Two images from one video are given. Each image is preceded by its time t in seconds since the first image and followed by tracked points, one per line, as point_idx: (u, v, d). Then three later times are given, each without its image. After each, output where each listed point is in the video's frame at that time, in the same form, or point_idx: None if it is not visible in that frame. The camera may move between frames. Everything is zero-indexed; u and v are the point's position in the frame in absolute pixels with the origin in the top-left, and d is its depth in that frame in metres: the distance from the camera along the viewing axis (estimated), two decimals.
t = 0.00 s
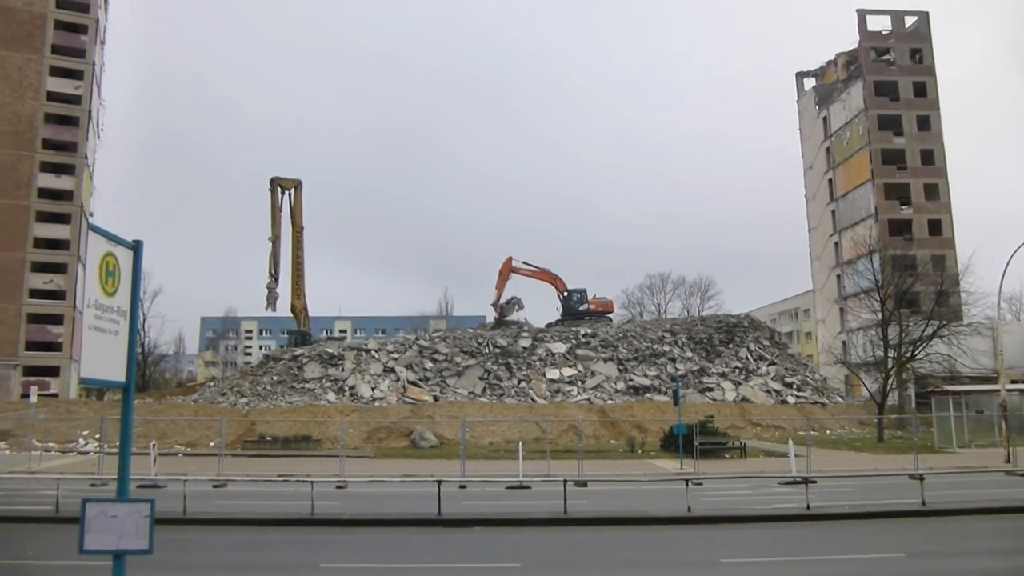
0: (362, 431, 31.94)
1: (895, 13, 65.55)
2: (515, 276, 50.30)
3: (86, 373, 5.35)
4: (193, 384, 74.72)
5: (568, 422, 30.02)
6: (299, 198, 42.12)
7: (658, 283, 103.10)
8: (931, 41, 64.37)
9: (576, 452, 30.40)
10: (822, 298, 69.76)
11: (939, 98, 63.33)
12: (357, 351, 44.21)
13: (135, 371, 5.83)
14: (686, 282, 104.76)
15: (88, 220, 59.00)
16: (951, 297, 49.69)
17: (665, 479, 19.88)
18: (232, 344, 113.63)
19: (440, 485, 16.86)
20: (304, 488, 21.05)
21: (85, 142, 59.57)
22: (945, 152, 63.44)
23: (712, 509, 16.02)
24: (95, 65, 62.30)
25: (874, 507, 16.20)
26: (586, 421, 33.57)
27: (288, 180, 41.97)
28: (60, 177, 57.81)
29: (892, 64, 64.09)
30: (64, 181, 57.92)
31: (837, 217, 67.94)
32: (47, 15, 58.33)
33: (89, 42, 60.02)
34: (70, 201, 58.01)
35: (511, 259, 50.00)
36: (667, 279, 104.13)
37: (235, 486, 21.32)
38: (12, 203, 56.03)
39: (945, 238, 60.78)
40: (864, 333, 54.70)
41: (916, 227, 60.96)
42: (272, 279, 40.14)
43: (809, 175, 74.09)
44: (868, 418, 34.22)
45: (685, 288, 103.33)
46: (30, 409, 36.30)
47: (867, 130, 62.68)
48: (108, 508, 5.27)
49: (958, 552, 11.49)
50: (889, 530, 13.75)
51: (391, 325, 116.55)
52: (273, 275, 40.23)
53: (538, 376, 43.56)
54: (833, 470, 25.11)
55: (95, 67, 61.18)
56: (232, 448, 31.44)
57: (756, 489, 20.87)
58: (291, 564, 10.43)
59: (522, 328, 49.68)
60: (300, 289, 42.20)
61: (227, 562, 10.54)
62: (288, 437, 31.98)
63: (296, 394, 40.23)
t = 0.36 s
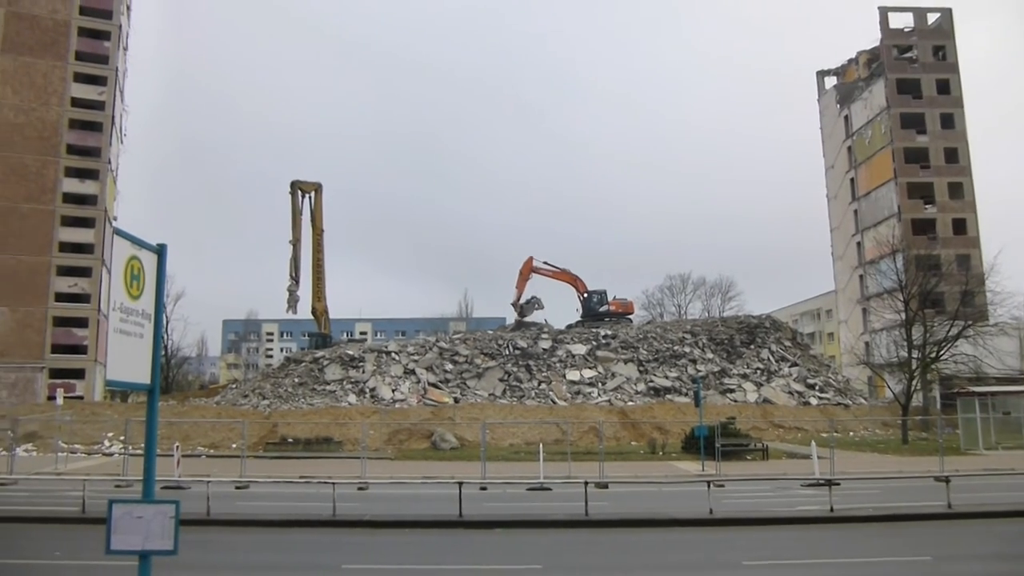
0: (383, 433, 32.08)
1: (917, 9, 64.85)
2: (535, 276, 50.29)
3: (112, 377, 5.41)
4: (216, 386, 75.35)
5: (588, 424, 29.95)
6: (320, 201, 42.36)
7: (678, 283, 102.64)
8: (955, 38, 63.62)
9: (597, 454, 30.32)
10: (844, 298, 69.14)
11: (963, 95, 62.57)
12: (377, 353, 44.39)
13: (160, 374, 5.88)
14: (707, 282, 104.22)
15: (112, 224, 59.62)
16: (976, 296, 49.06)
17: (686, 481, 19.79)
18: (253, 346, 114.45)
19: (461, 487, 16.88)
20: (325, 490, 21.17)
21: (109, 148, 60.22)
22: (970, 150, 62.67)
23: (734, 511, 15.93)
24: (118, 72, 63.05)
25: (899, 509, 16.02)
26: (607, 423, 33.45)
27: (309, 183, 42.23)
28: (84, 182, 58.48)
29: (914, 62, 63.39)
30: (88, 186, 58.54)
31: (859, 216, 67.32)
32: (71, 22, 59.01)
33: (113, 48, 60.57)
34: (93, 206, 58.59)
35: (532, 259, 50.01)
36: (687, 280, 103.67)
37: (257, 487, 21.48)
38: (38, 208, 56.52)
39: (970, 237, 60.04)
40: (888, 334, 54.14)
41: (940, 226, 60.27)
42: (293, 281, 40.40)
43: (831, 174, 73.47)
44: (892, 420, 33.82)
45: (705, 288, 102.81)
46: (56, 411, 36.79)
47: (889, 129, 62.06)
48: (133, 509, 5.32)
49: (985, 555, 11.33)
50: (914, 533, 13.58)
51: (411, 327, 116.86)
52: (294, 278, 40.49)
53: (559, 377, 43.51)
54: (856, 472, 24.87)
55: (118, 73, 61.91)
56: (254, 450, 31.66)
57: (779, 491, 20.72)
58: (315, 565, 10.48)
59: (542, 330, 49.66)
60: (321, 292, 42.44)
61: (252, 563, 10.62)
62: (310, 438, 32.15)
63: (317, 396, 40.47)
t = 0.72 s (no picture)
0: (406, 435, 32.25)
1: (943, 5, 64.04)
2: (558, 276, 50.24)
3: (139, 379, 5.47)
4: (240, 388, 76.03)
5: (611, 425, 29.92)
6: (342, 203, 42.62)
7: (701, 284, 102.05)
8: (981, 34, 62.74)
9: (620, 455, 30.24)
10: (870, 298, 68.41)
11: (989, 92, 61.71)
12: (400, 355, 44.54)
13: (186, 375, 5.95)
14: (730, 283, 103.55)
15: (137, 228, 60.47)
16: (1004, 296, 48.36)
17: (710, 483, 19.73)
18: (277, 349, 115.37)
19: (484, 488, 16.91)
20: (348, 491, 21.28)
21: (134, 152, 61.11)
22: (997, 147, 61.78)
23: (759, 514, 15.80)
24: (144, 77, 63.83)
25: (927, 512, 15.84)
26: (630, 425, 33.37)
27: (331, 186, 42.49)
28: (111, 186, 59.42)
29: (940, 58, 62.62)
30: (115, 190, 59.58)
31: (884, 215, 66.63)
32: (98, 28, 59.54)
33: (138, 54, 61.58)
34: (120, 210, 59.47)
35: (554, 260, 50.00)
36: (710, 280, 103.11)
37: (281, 489, 21.66)
38: (65, 213, 56.89)
39: (998, 236, 59.20)
40: (914, 334, 53.50)
41: (967, 224, 59.49)
42: (316, 283, 40.66)
43: (855, 173, 72.83)
44: (919, 422, 33.40)
45: (728, 289, 102.16)
46: (84, 413, 37.31)
47: (914, 127, 61.39)
48: (160, 509, 5.37)
49: (1014, 559, 11.13)
50: (944, 536, 13.40)
51: (433, 328, 117.17)
52: (317, 280, 40.76)
53: (581, 378, 43.47)
54: (883, 474, 24.63)
55: (143, 79, 62.67)
56: (278, 451, 31.90)
57: (804, 494, 20.55)
58: (338, 566, 10.54)
59: (564, 331, 49.65)
60: (344, 294, 42.66)
61: (275, 564, 10.69)
62: (333, 440, 32.35)
63: (340, 398, 40.68)
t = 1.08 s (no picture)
0: (424, 437, 32.34)
1: (963, 2, 63.39)
2: (576, 276, 50.21)
3: (161, 383, 5.53)
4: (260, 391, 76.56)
5: (629, 427, 29.87)
6: (360, 206, 42.81)
7: (719, 285, 101.51)
8: (1003, 31, 62.02)
9: (639, 457, 30.11)
10: (890, 299, 67.79)
11: (1012, 89, 60.97)
12: (418, 357, 44.65)
13: (208, 378, 5.98)
14: (748, 284, 102.96)
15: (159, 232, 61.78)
16: None
17: (730, 486, 19.64)
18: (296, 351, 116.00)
19: (503, 490, 16.92)
20: (367, 493, 21.37)
21: (155, 157, 62.06)
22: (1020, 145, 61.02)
23: (780, 516, 15.68)
24: (164, 82, 64.54)
25: (952, 515, 15.67)
26: (648, 426, 33.28)
27: (349, 189, 42.70)
28: (131, 191, 60.51)
29: (961, 56, 61.96)
30: (136, 195, 60.64)
31: (904, 214, 66.03)
32: (118, 35, 60.18)
33: (158, 61, 62.52)
34: (141, 214, 60.74)
35: (572, 260, 49.99)
36: (728, 281, 102.59)
37: (301, 490, 21.78)
38: (87, 217, 57.43)
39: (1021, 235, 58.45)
40: (937, 335, 52.88)
41: (990, 223, 58.80)
42: (335, 286, 40.85)
43: (874, 172, 72.30)
44: (942, 423, 33.02)
45: (747, 290, 101.58)
46: (106, 415, 37.64)
47: (935, 125, 60.82)
48: (184, 511, 5.42)
49: None
50: (969, 539, 13.25)
51: (451, 331, 117.35)
52: (336, 283, 40.96)
53: (599, 380, 43.40)
54: (905, 476, 24.41)
55: (163, 84, 63.34)
56: (298, 453, 32.06)
57: (825, 496, 20.40)
58: (359, 568, 10.56)
59: (582, 333, 49.59)
60: (362, 296, 42.84)
61: (296, 566, 10.72)
62: (352, 442, 32.48)
63: (359, 400, 40.81)
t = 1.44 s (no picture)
0: (441, 438, 32.43)
1: None
2: (595, 276, 50.13)
3: (181, 384, 5.59)
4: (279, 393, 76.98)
5: (646, 428, 29.83)
6: (377, 209, 42.96)
7: (737, 286, 100.98)
8: None
9: (657, 459, 29.99)
10: (910, 299, 67.21)
11: None
12: (435, 359, 44.74)
13: (227, 380, 6.01)
14: (766, 284, 102.37)
15: (177, 235, 61.92)
16: None
17: (748, 487, 19.56)
18: (313, 354, 116.66)
19: (520, 492, 16.91)
20: (386, 495, 21.44)
21: (174, 161, 62.44)
22: None
23: (800, 518, 15.56)
24: (182, 87, 65.03)
25: (975, 517, 15.50)
26: (666, 428, 33.27)
27: (365, 192, 42.87)
28: (151, 195, 60.54)
29: (981, 53, 61.31)
30: (155, 199, 60.67)
31: (924, 214, 65.43)
32: (138, 41, 60.75)
33: (177, 65, 62.88)
34: (160, 218, 60.82)
35: (591, 260, 49.91)
36: (746, 282, 102.07)
37: (319, 492, 21.87)
38: (106, 221, 57.97)
39: None
40: (958, 335, 52.29)
41: (1011, 222, 58.12)
42: (352, 288, 41.01)
43: (893, 172, 71.75)
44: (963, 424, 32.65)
45: (765, 291, 101.02)
46: (126, 418, 37.94)
47: (955, 123, 60.26)
48: (204, 513, 5.46)
49: None
50: (991, 542, 13.09)
51: (468, 332, 117.49)
52: (353, 285, 41.11)
53: (616, 381, 43.34)
54: (926, 477, 24.22)
55: (182, 89, 63.82)
56: (315, 454, 32.22)
57: (845, 497, 20.22)
58: (377, 569, 10.60)
59: (599, 335, 49.49)
60: (379, 298, 42.98)
61: (314, 567, 10.76)
62: (369, 444, 32.57)
63: (377, 402, 40.93)
